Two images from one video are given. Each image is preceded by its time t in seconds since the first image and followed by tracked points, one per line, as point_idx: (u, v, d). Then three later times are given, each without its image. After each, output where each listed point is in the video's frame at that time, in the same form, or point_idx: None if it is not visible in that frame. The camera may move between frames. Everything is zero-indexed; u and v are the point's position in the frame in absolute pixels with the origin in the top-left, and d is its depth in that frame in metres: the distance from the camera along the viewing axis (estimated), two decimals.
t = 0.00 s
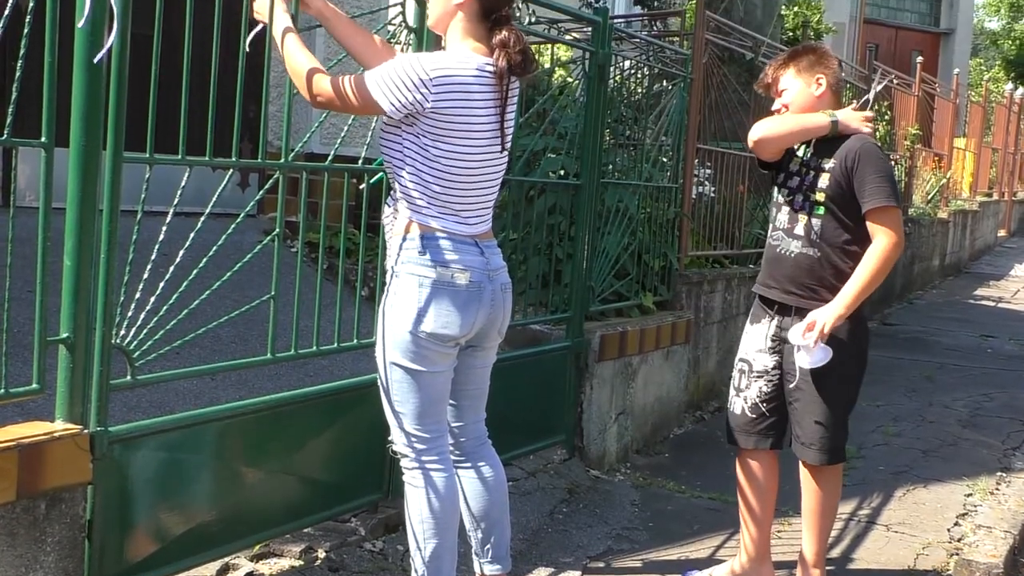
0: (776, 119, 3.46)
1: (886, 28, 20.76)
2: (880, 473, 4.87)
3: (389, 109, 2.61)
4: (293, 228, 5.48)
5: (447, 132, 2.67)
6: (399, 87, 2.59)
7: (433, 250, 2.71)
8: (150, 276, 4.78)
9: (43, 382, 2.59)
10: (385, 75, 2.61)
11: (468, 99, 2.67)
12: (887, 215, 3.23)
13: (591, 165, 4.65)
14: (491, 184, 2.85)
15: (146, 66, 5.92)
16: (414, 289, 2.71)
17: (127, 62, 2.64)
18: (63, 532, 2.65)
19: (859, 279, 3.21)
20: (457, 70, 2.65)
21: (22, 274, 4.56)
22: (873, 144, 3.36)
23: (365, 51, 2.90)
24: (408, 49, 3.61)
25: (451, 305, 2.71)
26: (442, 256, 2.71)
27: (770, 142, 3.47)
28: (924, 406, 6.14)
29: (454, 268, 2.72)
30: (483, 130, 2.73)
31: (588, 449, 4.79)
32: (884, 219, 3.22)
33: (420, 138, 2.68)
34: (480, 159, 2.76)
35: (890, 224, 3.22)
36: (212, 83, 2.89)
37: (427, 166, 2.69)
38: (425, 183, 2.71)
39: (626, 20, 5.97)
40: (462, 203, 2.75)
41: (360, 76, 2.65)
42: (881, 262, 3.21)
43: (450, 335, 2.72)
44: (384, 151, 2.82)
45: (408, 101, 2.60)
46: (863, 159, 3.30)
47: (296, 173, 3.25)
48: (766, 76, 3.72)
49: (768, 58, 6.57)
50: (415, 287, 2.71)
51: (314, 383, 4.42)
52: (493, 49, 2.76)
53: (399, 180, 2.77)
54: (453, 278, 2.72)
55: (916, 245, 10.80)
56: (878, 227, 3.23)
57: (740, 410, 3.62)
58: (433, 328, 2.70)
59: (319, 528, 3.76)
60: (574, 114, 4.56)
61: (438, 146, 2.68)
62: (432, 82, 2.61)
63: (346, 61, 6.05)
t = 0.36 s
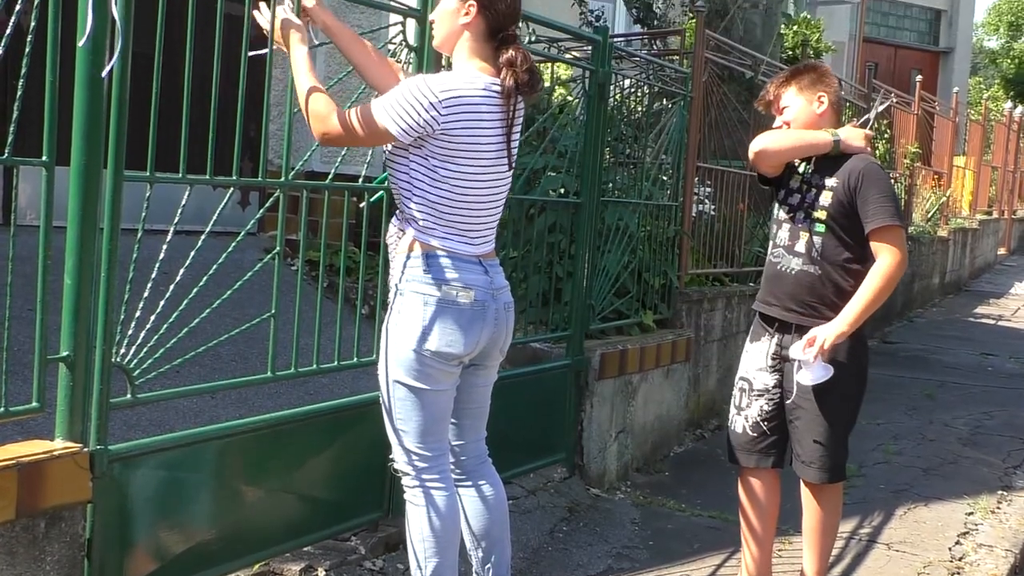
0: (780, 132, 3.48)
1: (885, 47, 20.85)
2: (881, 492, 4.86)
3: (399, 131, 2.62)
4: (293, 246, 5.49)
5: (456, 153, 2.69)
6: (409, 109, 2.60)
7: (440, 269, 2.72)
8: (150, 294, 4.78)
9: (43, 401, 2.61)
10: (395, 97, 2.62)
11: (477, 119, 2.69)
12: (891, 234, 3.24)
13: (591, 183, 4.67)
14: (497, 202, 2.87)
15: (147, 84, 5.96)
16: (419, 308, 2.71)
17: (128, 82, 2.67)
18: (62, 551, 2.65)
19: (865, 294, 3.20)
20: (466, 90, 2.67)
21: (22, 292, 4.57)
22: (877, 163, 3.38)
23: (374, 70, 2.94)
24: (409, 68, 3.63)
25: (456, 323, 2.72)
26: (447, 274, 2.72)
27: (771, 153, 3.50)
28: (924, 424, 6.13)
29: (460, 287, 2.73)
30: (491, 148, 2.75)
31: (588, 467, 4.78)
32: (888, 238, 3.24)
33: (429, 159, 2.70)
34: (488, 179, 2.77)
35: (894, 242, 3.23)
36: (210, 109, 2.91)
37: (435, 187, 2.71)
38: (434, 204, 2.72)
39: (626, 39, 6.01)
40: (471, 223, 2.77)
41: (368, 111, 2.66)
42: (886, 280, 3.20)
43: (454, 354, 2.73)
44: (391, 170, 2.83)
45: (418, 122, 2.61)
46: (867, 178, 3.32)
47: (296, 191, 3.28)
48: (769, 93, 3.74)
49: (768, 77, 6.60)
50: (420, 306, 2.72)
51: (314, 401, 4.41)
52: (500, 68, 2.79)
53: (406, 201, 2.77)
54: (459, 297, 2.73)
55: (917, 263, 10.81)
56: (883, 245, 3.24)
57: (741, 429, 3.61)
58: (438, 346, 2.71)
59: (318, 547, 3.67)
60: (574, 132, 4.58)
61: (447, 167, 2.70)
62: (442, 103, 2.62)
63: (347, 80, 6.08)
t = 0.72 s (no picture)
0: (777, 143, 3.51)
1: (885, 65, 20.92)
2: (883, 510, 4.85)
3: (412, 146, 2.60)
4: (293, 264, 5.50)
5: (469, 174, 2.69)
6: (426, 127, 2.60)
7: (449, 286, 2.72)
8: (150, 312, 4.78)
9: (43, 419, 2.62)
10: (411, 114, 2.61)
11: (491, 141, 2.71)
12: (899, 252, 3.24)
13: (591, 201, 4.69)
14: (507, 223, 2.88)
15: (149, 102, 5.98)
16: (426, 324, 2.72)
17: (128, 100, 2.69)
18: (61, 569, 2.64)
19: (868, 318, 3.21)
20: (482, 112, 2.69)
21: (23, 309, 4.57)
22: (883, 182, 3.39)
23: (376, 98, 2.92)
24: (409, 86, 3.65)
25: (462, 341, 2.73)
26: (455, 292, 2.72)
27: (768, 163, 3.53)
28: (926, 442, 6.12)
29: (468, 304, 2.73)
30: (503, 171, 2.77)
31: (588, 485, 4.77)
32: (894, 256, 3.24)
33: (442, 179, 2.70)
34: (499, 199, 2.78)
35: (901, 261, 3.24)
36: (210, 132, 2.93)
37: (447, 207, 2.71)
38: (445, 224, 2.72)
39: (626, 57, 6.05)
40: (480, 243, 2.77)
41: (362, 123, 2.65)
42: (891, 301, 3.21)
43: (461, 371, 2.73)
44: (400, 189, 2.82)
45: (435, 142, 2.61)
46: (873, 198, 3.33)
47: (296, 209, 3.30)
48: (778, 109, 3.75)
49: (768, 95, 6.63)
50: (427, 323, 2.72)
51: (314, 419, 4.40)
52: (514, 92, 2.82)
53: (415, 220, 2.77)
54: (466, 314, 2.73)
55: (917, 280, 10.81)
56: (889, 263, 3.25)
57: (745, 447, 3.61)
58: (444, 363, 2.71)
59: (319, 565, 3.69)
60: (575, 150, 4.59)
61: (460, 187, 2.70)
62: (459, 124, 2.65)
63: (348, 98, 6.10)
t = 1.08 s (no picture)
0: (782, 157, 3.52)
1: (885, 82, 20.98)
2: (884, 527, 4.84)
3: (425, 160, 2.61)
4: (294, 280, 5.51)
5: (481, 188, 2.70)
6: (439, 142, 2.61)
7: (462, 302, 2.73)
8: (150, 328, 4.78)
9: (43, 436, 2.62)
10: (425, 128, 2.61)
11: (502, 155, 2.71)
12: (905, 267, 3.23)
13: (592, 218, 4.70)
14: (520, 238, 2.88)
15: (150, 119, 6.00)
16: (439, 339, 2.72)
17: (128, 115, 2.70)
18: None
19: (878, 329, 3.19)
20: (493, 126, 2.70)
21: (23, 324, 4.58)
22: (886, 198, 3.39)
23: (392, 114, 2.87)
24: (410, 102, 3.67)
25: (475, 357, 2.72)
26: (471, 307, 2.72)
27: (770, 175, 3.53)
28: (927, 459, 6.11)
29: (481, 320, 2.73)
30: (515, 185, 2.77)
31: (588, 501, 4.76)
32: (899, 272, 3.24)
33: (454, 194, 2.71)
34: (510, 213, 2.78)
35: (907, 276, 3.23)
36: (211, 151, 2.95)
37: (461, 222, 2.72)
38: (459, 239, 2.73)
39: (626, 74, 6.08)
40: (494, 258, 2.78)
41: (366, 140, 2.65)
42: (900, 313, 3.19)
43: (473, 387, 2.72)
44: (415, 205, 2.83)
45: (447, 157, 2.62)
46: (875, 214, 3.33)
47: (297, 226, 3.34)
48: (782, 126, 3.77)
49: (769, 111, 6.65)
50: (440, 337, 2.72)
51: (314, 435, 4.40)
52: (523, 110, 2.82)
53: (429, 235, 2.79)
54: (481, 330, 2.73)
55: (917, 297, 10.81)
56: (894, 280, 3.24)
57: (748, 463, 3.61)
58: (456, 379, 2.71)
59: None
60: (575, 167, 4.60)
61: (473, 203, 2.71)
62: (471, 138, 2.65)
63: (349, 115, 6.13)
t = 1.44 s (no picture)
0: (782, 179, 3.54)
1: (885, 98, 21.05)
2: (885, 542, 4.83)
3: (423, 168, 2.62)
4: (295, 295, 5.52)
5: (484, 201, 2.71)
6: (441, 156, 2.62)
7: (466, 318, 2.73)
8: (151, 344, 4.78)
9: (43, 451, 2.63)
10: (423, 137, 2.63)
11: (504, 168, 2.72)
12: (905, 283, 3.24)
13: (592, 233, 4.71)
14: (523, 249, 2.89)
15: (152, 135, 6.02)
16: (444, 355, 2.72)
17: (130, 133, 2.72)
18: None
19: (879, 347, 3.20)
20: (495, 139, 2.71)
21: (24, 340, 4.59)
22: (885, 213, 3.40)
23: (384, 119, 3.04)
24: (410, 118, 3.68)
25: (479, 373, 2.72)
26: (475, 324, 2.73)
27: (771, 197, 3.55)
28: (928, 474, 6.10)
29: (486, 336, 2.73)
30: (516, 198, 2.78)
31: (589, 517, 4.76)
32: (898, 289, 3.24)
33: (457, 207, 2.72)
34: (513, 226, 2.79)
35: (906, 293, 3.23)
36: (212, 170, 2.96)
37: (462, 235, 2.73)
38: (460, 252, 2.74)
39: (626, 89, 6.11)
40: (497, 270, 2.78)
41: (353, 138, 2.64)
42: (900, 331, 3.20)
43: (477, 403, 2.73)
44: (417, 217, 2.84)
45: (447, 168, 2.63)
46: (876, 229, 3.34)
47: (298, 242, 3.34)
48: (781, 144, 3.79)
49: (769, 126, 6.66)
50: (444, 353, 2.72)
51: (315, 450, 4.39)
52: (521, 123, 2.84)
53: (433, 248, 2.80)
54: (485, 346, 2.73)
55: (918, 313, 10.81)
56: (894, 296, 3.25)
57: (750, 479, 3.62)
58: (460, 395, 2.71)
59: None
60: (575, 182, 4.62)
61: (475, 216, 2.72)
62: (471, 150, 2.66)
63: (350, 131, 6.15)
